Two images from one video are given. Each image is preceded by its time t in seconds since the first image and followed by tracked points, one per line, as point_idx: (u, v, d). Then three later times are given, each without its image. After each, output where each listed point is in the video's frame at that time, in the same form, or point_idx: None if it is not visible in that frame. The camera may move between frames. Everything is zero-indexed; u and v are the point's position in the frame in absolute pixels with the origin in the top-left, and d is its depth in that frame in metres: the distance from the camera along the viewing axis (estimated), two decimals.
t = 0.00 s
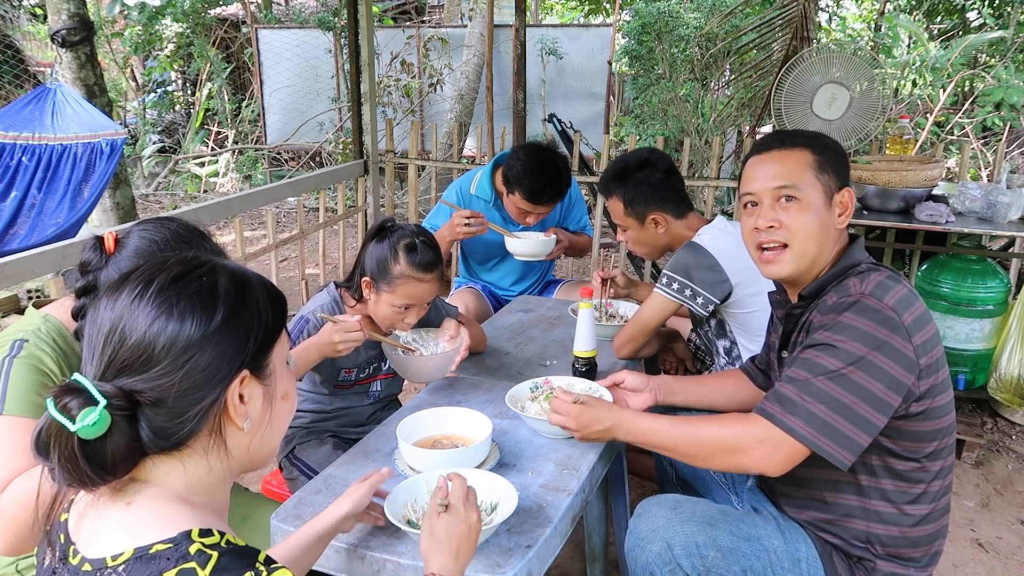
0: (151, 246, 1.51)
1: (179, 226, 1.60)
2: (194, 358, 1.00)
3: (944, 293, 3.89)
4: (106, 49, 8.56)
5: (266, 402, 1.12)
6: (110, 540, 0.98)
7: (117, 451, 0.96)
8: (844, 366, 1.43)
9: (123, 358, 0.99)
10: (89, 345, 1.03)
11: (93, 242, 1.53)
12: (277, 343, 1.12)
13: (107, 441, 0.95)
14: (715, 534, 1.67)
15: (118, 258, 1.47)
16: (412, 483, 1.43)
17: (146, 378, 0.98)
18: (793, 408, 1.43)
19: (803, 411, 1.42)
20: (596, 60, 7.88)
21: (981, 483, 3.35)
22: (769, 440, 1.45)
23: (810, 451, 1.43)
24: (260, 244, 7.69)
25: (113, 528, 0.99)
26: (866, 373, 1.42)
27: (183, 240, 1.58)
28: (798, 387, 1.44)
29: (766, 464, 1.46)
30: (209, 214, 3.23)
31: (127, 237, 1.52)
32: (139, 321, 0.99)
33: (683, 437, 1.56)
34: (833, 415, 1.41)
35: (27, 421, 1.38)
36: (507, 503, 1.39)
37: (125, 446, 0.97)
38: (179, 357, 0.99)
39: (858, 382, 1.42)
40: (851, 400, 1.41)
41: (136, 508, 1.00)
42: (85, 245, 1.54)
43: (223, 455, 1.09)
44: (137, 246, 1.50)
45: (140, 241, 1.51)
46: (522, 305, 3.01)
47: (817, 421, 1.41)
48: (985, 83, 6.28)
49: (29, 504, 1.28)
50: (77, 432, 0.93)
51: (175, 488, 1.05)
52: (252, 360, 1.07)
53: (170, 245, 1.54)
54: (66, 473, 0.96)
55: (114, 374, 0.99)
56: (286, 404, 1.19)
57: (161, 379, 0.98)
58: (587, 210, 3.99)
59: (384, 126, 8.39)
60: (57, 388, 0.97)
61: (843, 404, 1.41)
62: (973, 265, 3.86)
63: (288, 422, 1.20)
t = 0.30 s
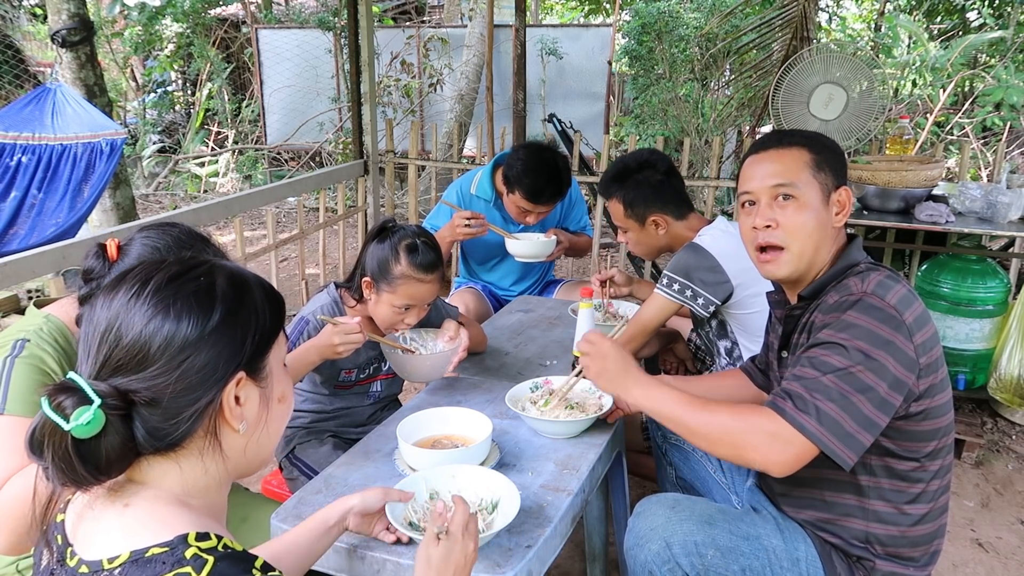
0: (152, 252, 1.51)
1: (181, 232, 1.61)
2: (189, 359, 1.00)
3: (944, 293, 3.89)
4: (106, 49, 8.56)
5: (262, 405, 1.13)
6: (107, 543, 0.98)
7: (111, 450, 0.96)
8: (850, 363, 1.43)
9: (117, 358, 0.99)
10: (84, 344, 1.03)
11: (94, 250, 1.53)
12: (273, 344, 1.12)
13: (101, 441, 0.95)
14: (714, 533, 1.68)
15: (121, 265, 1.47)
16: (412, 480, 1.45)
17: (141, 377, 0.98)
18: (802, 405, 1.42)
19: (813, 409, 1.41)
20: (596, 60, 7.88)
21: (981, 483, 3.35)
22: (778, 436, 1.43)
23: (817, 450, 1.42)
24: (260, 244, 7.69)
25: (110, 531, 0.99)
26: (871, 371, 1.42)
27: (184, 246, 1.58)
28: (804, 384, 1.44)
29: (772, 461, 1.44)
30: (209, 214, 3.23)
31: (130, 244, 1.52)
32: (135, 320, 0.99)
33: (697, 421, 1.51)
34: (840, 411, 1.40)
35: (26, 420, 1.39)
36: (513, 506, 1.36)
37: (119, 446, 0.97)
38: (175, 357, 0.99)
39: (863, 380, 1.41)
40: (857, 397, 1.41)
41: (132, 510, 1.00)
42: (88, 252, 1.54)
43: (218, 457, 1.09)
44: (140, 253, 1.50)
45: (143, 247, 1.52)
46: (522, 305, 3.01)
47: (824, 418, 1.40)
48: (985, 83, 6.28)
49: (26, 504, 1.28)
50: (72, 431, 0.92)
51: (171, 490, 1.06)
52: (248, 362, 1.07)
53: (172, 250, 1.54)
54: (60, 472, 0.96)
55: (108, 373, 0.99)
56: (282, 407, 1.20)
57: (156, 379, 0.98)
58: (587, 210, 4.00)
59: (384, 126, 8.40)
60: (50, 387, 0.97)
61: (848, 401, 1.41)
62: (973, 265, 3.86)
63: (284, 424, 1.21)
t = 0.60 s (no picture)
0: (151, 253, 1.51)
1: (181, 233, 1.60)
2: (180, 362, 0.99)
3: (944, 293, 3.89)
4: (106, 49, 8.56)
5: (256, 410, 1.12)
6: (100, 546, 0.98)
7: (101, 452, 0.96)
8: (845, 365, 1.43)
9: (108, 359, 0.99)
10: (78, 343, 1.04)
11: (95, 251, 1.53)
12: (268, 348, 1.12)
13: (90, 442, 0.95)
14: (714, 533, 1.68)
15: (119, 267, 1.47)
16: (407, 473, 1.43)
17: (131, 380, 0.98)
18: (796, 405, 1.42)
19: (805, 408, 1.41)
20: (596, 60, 7.88)
21: (980, 483, 3.35)
22: (773, 435, 1.42)
23: (814, 451, 1.41)
24: (260, 244, 7.70)
25: (103, 534, 0.99)
26: (867, 372, 1.42)
27: (183, 246, 1.58)
28: (799, 385, 1.44)
29: (768, 460, 1.43)
30: (209, 214, 3.23)
31: (129, 245, 1.52)
32: (127, 322, 0.99)
33: (692, 421, 1.52)
34: (836, 412, 1.40)
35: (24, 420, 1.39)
36: (513, 531, 1.31)
37: (108, 447, 0.97)
38: (165, 360, 0.98)
39: (858, 381, 1.41)
40: (852, 399, 1.40)
41: (126, 513, 1.01)
42: (87, 253, 1.54)
43: (211, 461, 1.09)
44: (139, 254, 1.50)
45: (142, 248, 1.51)
46: (522, 305, 3.01)
47: (819, 418, 1.40)
48: (985, 83, 6.28)
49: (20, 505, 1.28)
50: (60, 433, 0.93)
51: (164, 492, 1.06)
52: (241, 366, 1.06)
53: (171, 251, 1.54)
54: (50, 472, 0.96)
55: (99, 375, 0.99)
56: (278, 411, 1.19)
57: (146, 383, 0.98)
58: (587, 210, 4.00)
59: (384, 126, 8.40)
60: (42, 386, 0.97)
61: (844, 402, 1.40)
62: (973, 265, 3.86)
63: (279, 429, 1.20)
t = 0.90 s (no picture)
0: (149, 253, 1.50)
1: (179, 232, 1.59)
2: (186, 362, 0.98)
3: (945, 293, 3.88)
4: (105, 49, 8.55)
5: (261, 414, 1.11)
6: (104, 545, 0.97)
7: (104, 446, 0.96)
8: (844, 366, 1.42)
9: (116, 354, 0.98)
10: (90, 337, 1.03)
11: (93, 250, 1.52)
12: (276, 352, 1.10)
13: (95, 436, 0.95)
14: (717, 535, 1.67)
15: (119, 266, 1.47)
16: (399, 479, 1.40)
17: (137, 376, 0.97)
18: (796, 405, 1.41)
19: (805, 407, 1.40)
20: (596, 59, 7.87)
21: (981, 483, 3.34)
22: (773, 435, 1.42)
23: (812, 452, 1.41)
24: (260, 244, 7.69)
25: (106, 532, 0.98)
26: (865, 374, 1.41)
27: (182, 245, 1.56)
28: (798, 385, 1.43)
29: (768, 462, 1.43)
30: (209, 214, 3.22)
31: (128, 245, 1.51)
32: (136, 318, 0.98)
33: (688, 425, 1.52)
34: (835, 413, 1.39)
35: (24, 421, 1.38)
36: (508, 535, 1.27)
37: (112, 441, 0.97)
38: (172, 358, 0.98)
39: (857, 383, 1.41)
40: (851, 400, 1.40)
41: (129, 510, 1.00)
42: (86, 253, 1.53)
43: (214, 462, 1.08)
44: (137, 253, 1.49)
45: (140, 248, 1.50)
46: (522, 305, 3.01)
47: (819, 418, 1.39)
48: (985, 83, 6.27)
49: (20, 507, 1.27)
50: (66, 425, 0.93)
51: (167, 491, 1.05)
52: (247, 369, 1.05)
53: (169, 250, 1.53)
54: (52, 463, 0.96)
55: (107, 369, 0.98)
56: (284, 416, 1.17)
57: (151, 380, 0.97)
58: (587, 209, 3.99)
59: (384, 126, 8.40)
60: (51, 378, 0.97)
61: (843, 403, 1.40)
62: (973, 265, 3.85)
63: (285, 433, 1.18)
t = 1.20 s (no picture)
0: (152, 253, 1.51)
1: (180, 233, 1.60)
2: (187, 362, 0.99)
3: (944, 293, 3.89)
4: (106, 49, 8.56)
5: (260, 418, 1.11)
6: (102, 546, 0.98)
7: (102, 443, 0.97)
8: (832, 361, 1.43)
9: (118, 352, 0.99)
10: (94, 333, 1.04)
11: (94, 251, 1.53)
12: (278, 357, 1.11)
13: (93, 432, 0.96)
14: (714, 533, 1.68)
15: (122, 266, 1.47)
16: (398, 490, 1.40)
17: (137, 374, 0.98)
18: (781, 395, 1.43)
19: (791, 398, 1.42)
20: (596, 59, 7.88)
21: (980, 483, 3.35)
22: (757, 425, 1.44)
23: (796, 443, 1.43)
24: (260, 244, 7.70)
25: (105, 532, 0.99)
26: (855, 371, 1.42)
27: (184, 246, 1.57)
28: (787, 377, 1.45)
29: (748, 450, 1.45)
30: (209, 214, 3.23)
31: (130, 245, 1.52)
32: (140, 316, 0.99)
33: (684, 407, 1.54)
34: (823, 407, 1.40)
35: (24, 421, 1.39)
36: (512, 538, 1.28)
37: (110, 439, 0.98)
38: (173, 358, 0.99)
39: (848, 380, 1.41)
40: (839, 394, 1.41)
41: (129, 511, 1.01)
42: (87, 253, 1.54)
43: (212, 464, 1.08)
44: (139, 254, 1.50)
45: (142, 248, 1.51)
46: (522, 305, 3.02)
47: (805, 411, 1.40)
48: (985, 83, 6.27)
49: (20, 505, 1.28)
50: (64, 421, 0.94)
51: (165, 491, 1.06)
52: (248, 372, 1.06)
53: (172, 251, 1.54)
54: (50, 458, 0.97)
55: (108, 366, 0.99)
56: (285, 422, 1.18)
57: (151, 379, 0.98)
58: (586, 208, 4.00)
59: (384, 126, 8.41)
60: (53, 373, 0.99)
61: (831, 398, 1.41)
62: (973, 264, 3.86)
63: (285, 438, 1.19)
